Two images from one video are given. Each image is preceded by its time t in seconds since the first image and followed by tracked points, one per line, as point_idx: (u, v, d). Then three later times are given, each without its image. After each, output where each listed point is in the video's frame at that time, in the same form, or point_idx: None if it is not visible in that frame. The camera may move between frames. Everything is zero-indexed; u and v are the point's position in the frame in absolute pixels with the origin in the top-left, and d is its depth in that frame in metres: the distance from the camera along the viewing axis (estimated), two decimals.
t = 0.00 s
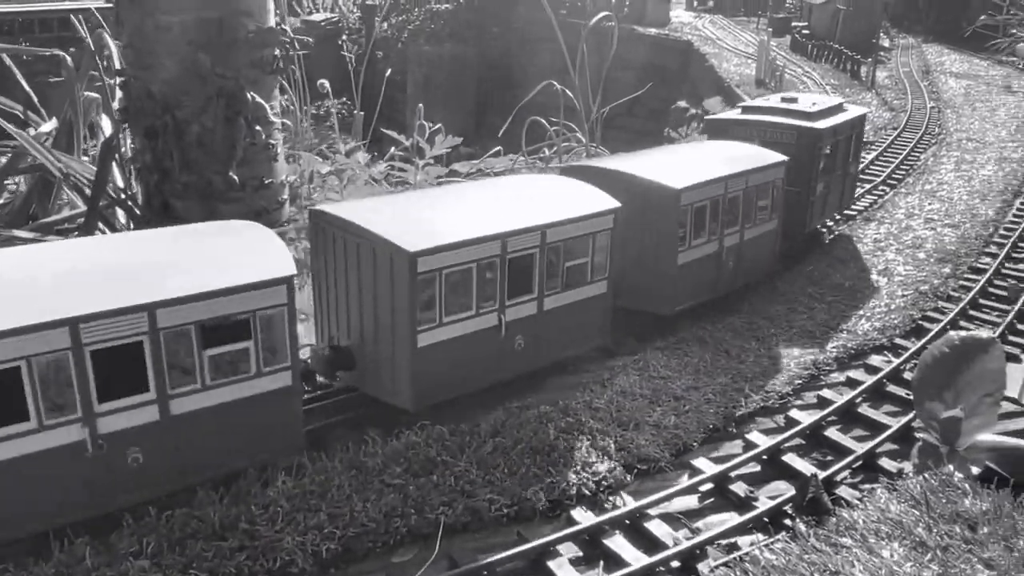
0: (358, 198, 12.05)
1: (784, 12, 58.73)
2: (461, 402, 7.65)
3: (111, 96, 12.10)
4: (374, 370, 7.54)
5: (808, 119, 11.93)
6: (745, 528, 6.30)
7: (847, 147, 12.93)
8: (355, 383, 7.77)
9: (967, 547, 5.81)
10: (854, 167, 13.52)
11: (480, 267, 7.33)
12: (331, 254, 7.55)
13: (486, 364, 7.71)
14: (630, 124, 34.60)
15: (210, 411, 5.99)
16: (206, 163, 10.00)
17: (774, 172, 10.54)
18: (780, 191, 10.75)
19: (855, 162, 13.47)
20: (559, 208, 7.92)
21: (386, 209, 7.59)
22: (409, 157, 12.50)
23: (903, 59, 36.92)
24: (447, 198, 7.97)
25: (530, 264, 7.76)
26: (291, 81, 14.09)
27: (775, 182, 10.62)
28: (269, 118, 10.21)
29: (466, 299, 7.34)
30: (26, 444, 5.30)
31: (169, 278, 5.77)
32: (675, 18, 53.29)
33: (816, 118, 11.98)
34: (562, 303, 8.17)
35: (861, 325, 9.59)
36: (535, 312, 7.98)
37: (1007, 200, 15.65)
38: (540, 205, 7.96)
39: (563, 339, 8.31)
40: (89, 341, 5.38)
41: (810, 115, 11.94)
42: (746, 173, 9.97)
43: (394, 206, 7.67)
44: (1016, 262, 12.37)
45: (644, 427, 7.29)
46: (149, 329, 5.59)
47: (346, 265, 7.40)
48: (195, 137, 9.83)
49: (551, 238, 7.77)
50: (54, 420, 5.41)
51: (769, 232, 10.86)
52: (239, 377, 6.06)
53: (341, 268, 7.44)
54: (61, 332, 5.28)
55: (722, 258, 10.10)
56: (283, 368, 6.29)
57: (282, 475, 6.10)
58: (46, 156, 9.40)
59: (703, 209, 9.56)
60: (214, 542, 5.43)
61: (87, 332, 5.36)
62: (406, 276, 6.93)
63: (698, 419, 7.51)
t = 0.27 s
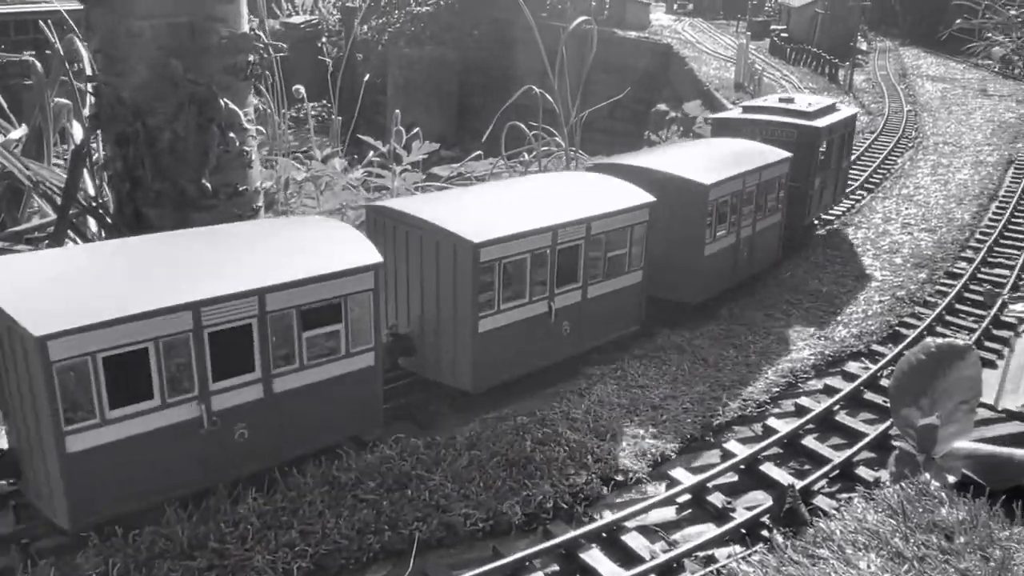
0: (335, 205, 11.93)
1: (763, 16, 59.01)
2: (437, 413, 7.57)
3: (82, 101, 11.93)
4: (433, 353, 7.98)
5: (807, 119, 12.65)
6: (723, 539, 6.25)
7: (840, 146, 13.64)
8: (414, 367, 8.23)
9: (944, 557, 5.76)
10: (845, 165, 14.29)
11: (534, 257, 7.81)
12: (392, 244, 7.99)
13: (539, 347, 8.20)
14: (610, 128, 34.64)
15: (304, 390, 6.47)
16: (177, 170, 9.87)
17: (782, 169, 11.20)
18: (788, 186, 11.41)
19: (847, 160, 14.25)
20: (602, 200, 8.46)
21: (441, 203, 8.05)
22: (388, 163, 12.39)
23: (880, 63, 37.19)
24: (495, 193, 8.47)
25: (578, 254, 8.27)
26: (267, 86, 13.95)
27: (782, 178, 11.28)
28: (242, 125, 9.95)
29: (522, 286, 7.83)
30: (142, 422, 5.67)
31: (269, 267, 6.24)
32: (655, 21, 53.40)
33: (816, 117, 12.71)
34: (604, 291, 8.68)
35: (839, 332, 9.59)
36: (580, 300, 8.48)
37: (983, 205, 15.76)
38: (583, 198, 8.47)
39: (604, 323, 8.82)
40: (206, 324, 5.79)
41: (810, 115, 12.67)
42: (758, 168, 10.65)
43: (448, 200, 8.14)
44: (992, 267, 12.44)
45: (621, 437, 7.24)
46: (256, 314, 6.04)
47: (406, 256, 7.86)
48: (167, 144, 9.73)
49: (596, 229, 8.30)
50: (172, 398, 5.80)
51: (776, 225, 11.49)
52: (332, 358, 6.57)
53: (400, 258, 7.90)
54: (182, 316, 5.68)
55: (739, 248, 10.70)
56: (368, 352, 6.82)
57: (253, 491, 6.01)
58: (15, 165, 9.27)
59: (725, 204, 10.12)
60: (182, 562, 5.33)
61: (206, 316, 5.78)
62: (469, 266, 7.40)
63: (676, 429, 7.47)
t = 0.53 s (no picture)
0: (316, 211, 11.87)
1: (744, 20, 59.28)
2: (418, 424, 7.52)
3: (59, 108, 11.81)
4: (492, 339, 8.50)
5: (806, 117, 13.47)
6: (705, 550, 6.25)
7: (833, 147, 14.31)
8: (468, 352, 8.71)
9: (925, 567, 5.75)
10: (836, 163, 15.13)
11: (585, 244, 8.31)
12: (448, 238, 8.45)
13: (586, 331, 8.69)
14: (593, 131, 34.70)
15: (389, 370, 6.90)
16: (156, 178, 9.86)
17: (786, 165, 11.95)
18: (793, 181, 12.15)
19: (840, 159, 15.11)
20: (642, 194, 8.96)
21: (492, 198, 8.55)
22: (369, 169, 12.33)
23: (861, 66, 37.44)
24: (540, 188, 8.98)
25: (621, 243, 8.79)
26: (247, 93, 13.88)
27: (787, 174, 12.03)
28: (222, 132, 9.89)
29: (575, 273, 8.31)
30: (249, 400, 6.05)
31: (359, 256, 6.67)
32: (637, 25, 53.56)
33: (813, 117, 13.55)
34: (643, 278, 9.21)
35: (820, 338, 9.62)
36: (621, 288, 8.98)
37: (962, 208, 15.89)
38: (624, 191, 8.99)
39: (642, 310, 9.33)
40: (309, 308, 6.19)
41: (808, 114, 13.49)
42: (768, 164, 11.39)
43: (499, 196, 8.64)
44: (971, 271, 12.52)
45: (604, 447, 7.22)
46: (352, 299, 6.46)
47: (462, 248, 8.34)
48: (145, 151, 9.71)
49: (640, 219, 8.83)
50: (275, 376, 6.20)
51: (782, 217, 12.22)
52: (413, 343, 7.00)
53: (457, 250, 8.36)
54: (287, 301, 6.07)
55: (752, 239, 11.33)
56: (445, 337, 7.26)
57: (233, 506, 5.96)
58: None
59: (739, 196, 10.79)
60: None
61: (309, 301, 6.19)
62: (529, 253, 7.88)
63: (658, 438, 7.46)
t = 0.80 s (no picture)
0: (298, 216, 11.84)
1: (727, 22, 59.49)
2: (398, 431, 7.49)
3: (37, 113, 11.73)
4: (536, 323, 9.30)
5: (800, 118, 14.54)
6: (684, 555, 6.28)
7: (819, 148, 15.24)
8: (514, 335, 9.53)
9: (901, 571, 5.78)
10: (828, 158, 16.14)
11: (621, 233, 9.11)
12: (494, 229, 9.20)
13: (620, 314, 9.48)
14: (577, 133, 34.78)
15: (459, 347, 7.68)
16: (135, 183, 9.81)
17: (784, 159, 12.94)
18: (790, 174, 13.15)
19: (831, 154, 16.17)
20: (668, 186, 9.77)
21: (534, 192, 9.33)
22: (351, 174, 12.32)
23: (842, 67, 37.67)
24: (575, 182, 9.77)
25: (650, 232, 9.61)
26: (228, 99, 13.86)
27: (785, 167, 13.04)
28: (201, 137, 9.98)
29: (611, 259, 9.11)
30: (344, 370, 6.79)
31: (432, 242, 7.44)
32: (621, 27, 53.69)
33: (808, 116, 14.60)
34: (669, 265, 10.02)
35: (798, 342, 9.68)
36: (653, 271, 9.83)
37: (940, 211, 16.04)
38: (652, 184, 9.81)
39: (666, 294, 10.14)
40: (396, 287, 6.94)
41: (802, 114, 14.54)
42: (770, 159, 12.37)
43: (538, 190, 9.42)
44: (950, 274, 12.65)
45: (584, 453, 7.23)
46: (430, 280, 7.22)
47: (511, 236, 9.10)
48: (123, 157, 9.65)
49: (669, 209, 9.67)
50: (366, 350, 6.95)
51: (779, 209, 13.27)
52: (479, 321, 7.77)
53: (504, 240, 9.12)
54: (379, 282, 6.81)
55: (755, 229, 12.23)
56: (505, 316, 8.04)
57: (211, 517, 5.92)
58: None
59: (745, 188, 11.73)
60: None
61: (396, 282, 6.93)
62: (575, 239, 8.68)
63: (637, 443, 7.49)
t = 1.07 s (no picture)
0: (281, 221, 11.83)
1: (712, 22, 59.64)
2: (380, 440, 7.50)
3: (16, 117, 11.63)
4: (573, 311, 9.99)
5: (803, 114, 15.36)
6: (665, 564, 6.31)
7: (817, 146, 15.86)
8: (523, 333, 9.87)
9: None
10: (825, 155, 16.88)
11: (651, 224, 9.85)
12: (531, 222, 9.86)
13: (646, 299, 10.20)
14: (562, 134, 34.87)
15: (514, 330, 8.38)
16: (116, 191, 9.75)
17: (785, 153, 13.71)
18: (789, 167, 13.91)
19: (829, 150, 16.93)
20: (688, 179, 10.54)
21: (566, 185, 10.02)
22: (335, 179, 12.31)
23: (825, 67, 37.86)
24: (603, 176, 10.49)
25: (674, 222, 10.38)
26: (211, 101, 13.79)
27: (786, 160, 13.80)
28: (181, 142, 9.91)
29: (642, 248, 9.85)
30: (420, 349, 7.48)
31: (492, 231, 8.17)
32: (606, 26, 53.78)
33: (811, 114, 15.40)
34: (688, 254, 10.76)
35: (780, 347, 9.74)
36: (677, 259, 10.59)
37: (921, 213, 16.17)
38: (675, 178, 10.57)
39: (685, 282, 10.86)
40: (466, 273, 7.66)
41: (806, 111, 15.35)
42: (772, 153, 13.13)
43: (570, 183, 10.12)
44: (930, 277, 12.77)
45: (566, 461, 7.26)
46: (494, 267, 7.95)
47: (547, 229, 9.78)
48: (103, 165, 9.60)
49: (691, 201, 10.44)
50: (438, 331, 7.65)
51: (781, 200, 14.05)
52: (532, 304, 8.51)
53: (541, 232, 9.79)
54: (453, 268, 7.52)
55: (758, 221, 13.02)
56: (554, 300, 8.80)
57: (190, 529, 5.91)
58: None
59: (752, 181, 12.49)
60: None
61: (465, 269, 7.64)
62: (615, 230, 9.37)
63: (619, 450, 7.52)
